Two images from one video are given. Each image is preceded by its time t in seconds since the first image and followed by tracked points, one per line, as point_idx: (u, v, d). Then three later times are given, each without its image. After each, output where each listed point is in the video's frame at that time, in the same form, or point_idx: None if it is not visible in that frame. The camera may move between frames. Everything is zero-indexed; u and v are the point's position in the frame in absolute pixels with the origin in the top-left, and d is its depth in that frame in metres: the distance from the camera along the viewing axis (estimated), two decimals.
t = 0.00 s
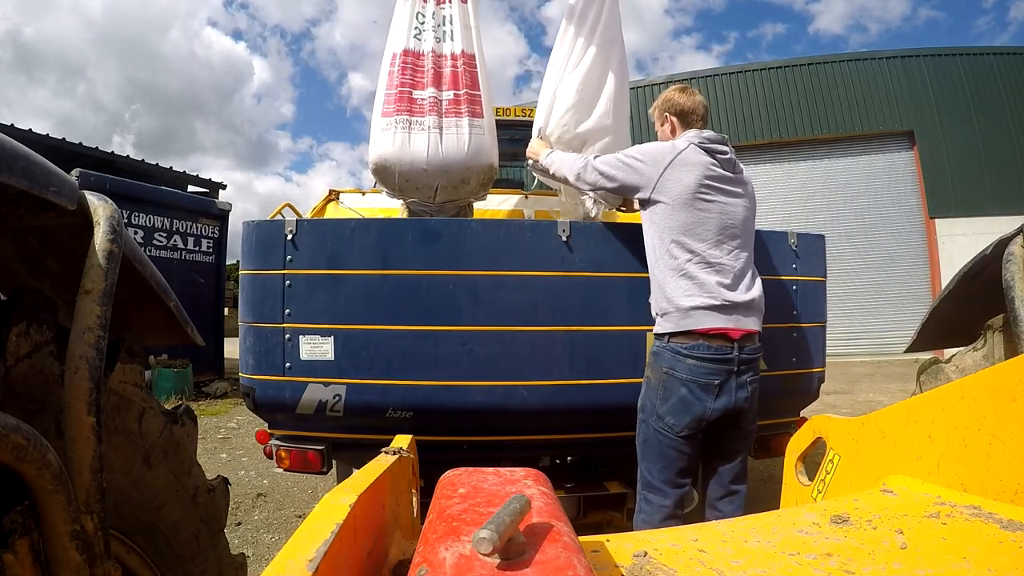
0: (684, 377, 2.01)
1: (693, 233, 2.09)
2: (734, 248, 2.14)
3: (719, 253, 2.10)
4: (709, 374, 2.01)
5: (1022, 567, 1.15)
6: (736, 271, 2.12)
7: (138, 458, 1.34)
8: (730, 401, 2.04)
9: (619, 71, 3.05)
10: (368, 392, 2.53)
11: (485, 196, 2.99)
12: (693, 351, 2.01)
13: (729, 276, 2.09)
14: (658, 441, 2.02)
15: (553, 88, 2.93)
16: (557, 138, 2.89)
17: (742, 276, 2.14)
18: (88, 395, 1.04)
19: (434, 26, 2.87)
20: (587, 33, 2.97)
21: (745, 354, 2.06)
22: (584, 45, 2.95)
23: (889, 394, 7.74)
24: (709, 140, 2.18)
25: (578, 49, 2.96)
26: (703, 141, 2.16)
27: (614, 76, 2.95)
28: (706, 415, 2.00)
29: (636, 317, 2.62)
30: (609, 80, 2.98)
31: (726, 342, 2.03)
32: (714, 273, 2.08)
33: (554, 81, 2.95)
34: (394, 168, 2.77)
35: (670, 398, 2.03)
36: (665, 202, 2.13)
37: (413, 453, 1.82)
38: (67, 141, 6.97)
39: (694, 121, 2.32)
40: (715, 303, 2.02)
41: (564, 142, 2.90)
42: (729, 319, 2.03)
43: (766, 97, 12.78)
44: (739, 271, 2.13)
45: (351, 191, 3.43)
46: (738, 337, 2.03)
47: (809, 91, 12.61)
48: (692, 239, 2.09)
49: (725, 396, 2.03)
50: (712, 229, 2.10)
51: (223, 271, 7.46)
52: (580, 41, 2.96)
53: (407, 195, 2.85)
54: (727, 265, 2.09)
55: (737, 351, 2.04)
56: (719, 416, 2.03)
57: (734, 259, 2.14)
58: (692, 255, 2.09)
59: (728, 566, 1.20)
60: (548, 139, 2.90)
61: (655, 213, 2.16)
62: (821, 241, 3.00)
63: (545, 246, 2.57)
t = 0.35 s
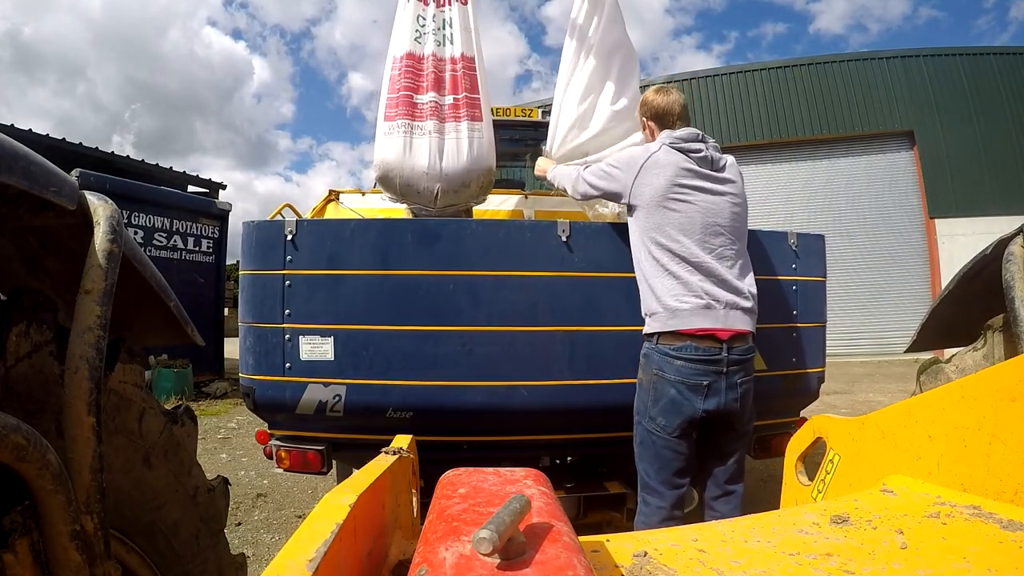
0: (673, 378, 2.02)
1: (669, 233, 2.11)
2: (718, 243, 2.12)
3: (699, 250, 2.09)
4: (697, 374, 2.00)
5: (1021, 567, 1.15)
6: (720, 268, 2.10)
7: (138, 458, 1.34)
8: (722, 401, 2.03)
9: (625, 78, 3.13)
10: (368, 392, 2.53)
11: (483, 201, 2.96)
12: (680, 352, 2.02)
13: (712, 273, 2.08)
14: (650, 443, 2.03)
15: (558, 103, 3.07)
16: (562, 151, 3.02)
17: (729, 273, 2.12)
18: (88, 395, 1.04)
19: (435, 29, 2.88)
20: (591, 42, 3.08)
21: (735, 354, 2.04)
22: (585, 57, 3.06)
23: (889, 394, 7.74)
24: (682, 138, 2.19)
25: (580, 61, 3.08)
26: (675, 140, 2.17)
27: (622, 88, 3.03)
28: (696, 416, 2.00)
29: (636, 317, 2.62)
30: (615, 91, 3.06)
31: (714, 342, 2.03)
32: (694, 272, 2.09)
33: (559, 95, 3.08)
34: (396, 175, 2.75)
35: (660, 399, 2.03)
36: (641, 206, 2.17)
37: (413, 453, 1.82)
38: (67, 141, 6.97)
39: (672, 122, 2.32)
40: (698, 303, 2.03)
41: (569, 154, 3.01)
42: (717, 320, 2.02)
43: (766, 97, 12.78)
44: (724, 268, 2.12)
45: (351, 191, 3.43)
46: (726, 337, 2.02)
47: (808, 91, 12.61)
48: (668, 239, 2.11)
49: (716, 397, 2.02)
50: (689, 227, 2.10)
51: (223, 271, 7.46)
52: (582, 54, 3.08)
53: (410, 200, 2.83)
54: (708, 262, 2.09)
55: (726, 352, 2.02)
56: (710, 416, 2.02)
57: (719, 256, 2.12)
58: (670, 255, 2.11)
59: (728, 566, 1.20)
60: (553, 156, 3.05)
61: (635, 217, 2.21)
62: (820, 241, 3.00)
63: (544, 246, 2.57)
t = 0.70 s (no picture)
0: (657, 378, 2.03)
1: (647, 238, 2.13)
2: (699, 242, 2.10)
3: (676, 252, 2.09)
4: (680, 374, 2.01)
5: (1022, 567, 1.15)
6: (700, 267, 2.08)
7: (138, 458, 1.34)
8: (709, 401, 2.02)
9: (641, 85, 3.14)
10: (368, 392, 2.53)
11: (488, 203, 2.91)
12: (663, 352, 2.04)
13: (692, 274, 2.07)
14: (640, 442, 2.05)
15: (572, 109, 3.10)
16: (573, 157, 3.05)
17: (712, 272, 2.09)
18: (88, 395, 1.04)
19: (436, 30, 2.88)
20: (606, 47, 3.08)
21: (719, 354, 2.02)
22: (598, 63, 3.08)
23: (889, 394, 7.75)
24: (652, 141, 2.18)
25: (595, 67, 3.10)
26: (645, 145, 2.17)
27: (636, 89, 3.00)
28: (681, 415, 2.00)
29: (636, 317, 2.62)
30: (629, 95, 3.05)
31: (697, 342, 2.02)
32: (674, 274, 2.09)
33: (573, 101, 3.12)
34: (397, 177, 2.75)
35: (646, 400, 2.05)
36: (620, 215, 2.20)
37: (413, 453, 1.82)
38: (67, 141, 6.97)
39: (646, 123, 2.33)
40: (678, 306, 2.03)
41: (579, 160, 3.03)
42: (700, 320, 2.02)
43: (766, 97, 12.78)
44: (706, 267, 2.09)
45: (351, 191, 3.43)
46: (709, 336, 2.01)
47: (808, 91, 12.61)
48: (647, 245, 2.13)
49: (701, 397, 2.01)
50: (665, 229, 2.10)
51: (223, 271, 7.46)
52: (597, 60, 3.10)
53: (412, 203, 2.82)
54: (686, 263, 2.07)
55: (708, 351, 2.01)
56: (696, 416, 2.01)
57: (699, 255, 2.10)
58: (649, 260, 2.13)
59: (728, 566, 1.20)
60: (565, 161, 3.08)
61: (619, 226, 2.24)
62: (820, 241, 3.00)
63: (544, 246, 2.57)
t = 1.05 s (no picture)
0: (650, 380, 2.03)
1: (638, 240, 2.13)
2: (690, 242, 2.09)
3: (668, 252, 2.09)
4: (674, 375, 2.01)
5: (1022, 567, 1.15)
6: (691, 268, 2.07)
7: (138, 458, 1.34)
8: (703, 401, 2.02)
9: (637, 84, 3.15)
10: (368, 392, 2.53)
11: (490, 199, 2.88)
12: (656, 354, 2.04)
13: (684, 274, 2.06)
14: (637, 444, 2.05)
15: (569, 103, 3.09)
16: (569, 153, 3.04)
17: (704, 271, 2.08)
18: (88, 395, 1.04)
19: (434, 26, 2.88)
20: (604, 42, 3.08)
21: (712, 355, 2.02)
22: (596, 58, 3.08)
23: (889, 394, 7.75)
24: (640, 142, 2.19)
25: (592, 62, 3.09)
26: (634, 146, 2.18)
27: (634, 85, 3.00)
28: (676, 416, 2.00)
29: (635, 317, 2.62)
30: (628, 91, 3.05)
31: (690, 343, 2.02)
32: (666, 275, 2.09)
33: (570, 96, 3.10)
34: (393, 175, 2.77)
35: (641, 401, 2.05)
36: (611, 217, 2.21)
37: (413, 453, 1.82)
38: (67, 141, 6.97)
39: (633, 122, 2.33)
40: (670, 307, 2.03)
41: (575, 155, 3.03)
42: (692, 320, 2.01)
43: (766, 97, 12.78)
44: (698, 266, 2.08)
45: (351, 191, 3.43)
46: (702, 337, 2.01)
47: (808, 91, 12.61)
48: (639, 246, 2.13)
49: (695, 397, 2.01)
50: (656, 230, 2.10)
51: (223, 271, 7.46)
52: (594, 54, 3.09)
53: (411, 201, 2.82)
54: (677, 263, 2.07)
55: (701, 352, 2.01)
56: (691, 417, 2.01)
57: (690, 255, 2.09)
58: (641, 262, 2.13)
59: (728, 566, 1.20)
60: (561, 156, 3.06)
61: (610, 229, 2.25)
62: (820, 241, 3.00)
63: (544, 246, 2.57)
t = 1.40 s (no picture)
0: (647, 381, 2.03)
1: (638, 240, 2.13)
2: (690, 244, 2.10)
3: (668, 254, 2.08)
4: (671, 377, 2.01)
5: (1022, 567, 1.15)
6: (691, 269, 2.08)
7: (138, 458, 1.34)
8: (700, 403, 2.02)
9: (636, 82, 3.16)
10: (368, 392, 2.53)
11: (485, 194, 2.87)
12: (653, 355, 2.04)
13: (684, 276, 2.06)
14: (634, 445, 2.05)
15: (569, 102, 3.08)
16: (571, 152, 3.04)
17: (704, 274, 2.08)
18: (88, 395, 1.04)
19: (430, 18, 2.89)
20: (603, 40, 3.07)
21: (709, 357, 2.02)
22: (596, 56, 3.08)
23: (889, 394, 7.75)
24: (645, 141, 2.19)
25: (592, 59, 3.09)
26: (638, 145, 2.18)
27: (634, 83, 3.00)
28: (673, 418, 2.00)
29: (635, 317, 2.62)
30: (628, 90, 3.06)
31: (687, 344, 2.02)
32: (665, 276, 2.08)
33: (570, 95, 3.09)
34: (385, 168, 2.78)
35: (638, 402, 2.05)
36: (611, 215, 2.20)
37: (413, 453, 1.82)
38: (67, 141, 6.97)
39: (636, 119, 2.33)
40: (669, 309, 2.03)
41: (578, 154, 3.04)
42: (691, 322, 2.01)
43: (765, 97, 12.78)
44: (698, 268, 2.09)
45: (350, 191, 3.43)
46: (700, 339, 2.01)
47: (808, 91, 12.61)
48: (639, 247, 2.12)
49: (693, 399, 2.01)
50: (657, 230, 2.10)
51: (223, 271, 7.46)
52: (593, 51, 3.09)
53: (404, 195, 2.83)
54: (677, 264, 2.07)
55: (698, 354, 2.01)
56: (688, 418, 2.01)
57: (690, 257, 2.09)
58: (640, 262, 2.13)
59: (728, 566, 1.20)
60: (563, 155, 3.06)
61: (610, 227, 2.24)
62: (820, 241, 3.00)
63: (544, 246, 2.57)
